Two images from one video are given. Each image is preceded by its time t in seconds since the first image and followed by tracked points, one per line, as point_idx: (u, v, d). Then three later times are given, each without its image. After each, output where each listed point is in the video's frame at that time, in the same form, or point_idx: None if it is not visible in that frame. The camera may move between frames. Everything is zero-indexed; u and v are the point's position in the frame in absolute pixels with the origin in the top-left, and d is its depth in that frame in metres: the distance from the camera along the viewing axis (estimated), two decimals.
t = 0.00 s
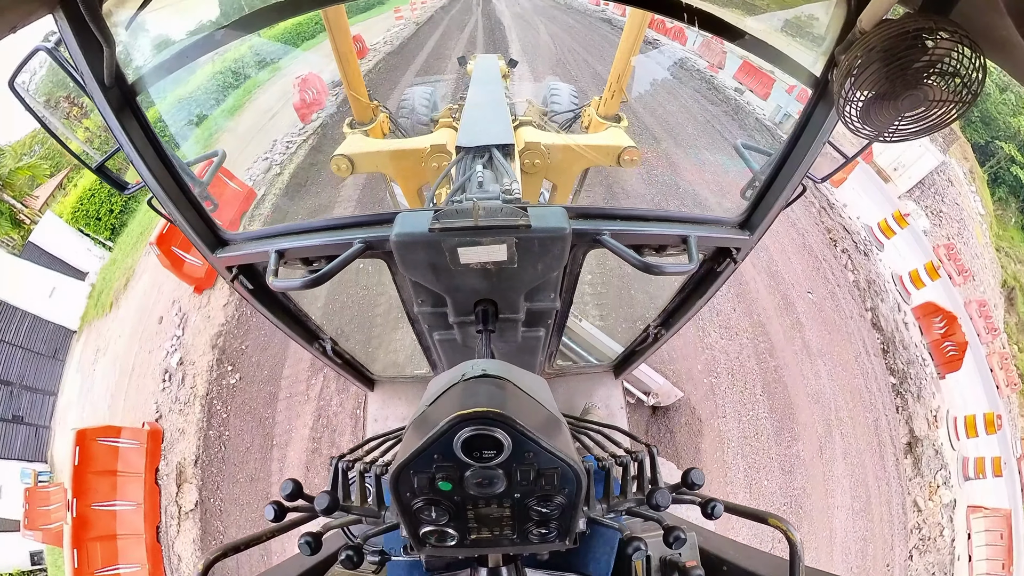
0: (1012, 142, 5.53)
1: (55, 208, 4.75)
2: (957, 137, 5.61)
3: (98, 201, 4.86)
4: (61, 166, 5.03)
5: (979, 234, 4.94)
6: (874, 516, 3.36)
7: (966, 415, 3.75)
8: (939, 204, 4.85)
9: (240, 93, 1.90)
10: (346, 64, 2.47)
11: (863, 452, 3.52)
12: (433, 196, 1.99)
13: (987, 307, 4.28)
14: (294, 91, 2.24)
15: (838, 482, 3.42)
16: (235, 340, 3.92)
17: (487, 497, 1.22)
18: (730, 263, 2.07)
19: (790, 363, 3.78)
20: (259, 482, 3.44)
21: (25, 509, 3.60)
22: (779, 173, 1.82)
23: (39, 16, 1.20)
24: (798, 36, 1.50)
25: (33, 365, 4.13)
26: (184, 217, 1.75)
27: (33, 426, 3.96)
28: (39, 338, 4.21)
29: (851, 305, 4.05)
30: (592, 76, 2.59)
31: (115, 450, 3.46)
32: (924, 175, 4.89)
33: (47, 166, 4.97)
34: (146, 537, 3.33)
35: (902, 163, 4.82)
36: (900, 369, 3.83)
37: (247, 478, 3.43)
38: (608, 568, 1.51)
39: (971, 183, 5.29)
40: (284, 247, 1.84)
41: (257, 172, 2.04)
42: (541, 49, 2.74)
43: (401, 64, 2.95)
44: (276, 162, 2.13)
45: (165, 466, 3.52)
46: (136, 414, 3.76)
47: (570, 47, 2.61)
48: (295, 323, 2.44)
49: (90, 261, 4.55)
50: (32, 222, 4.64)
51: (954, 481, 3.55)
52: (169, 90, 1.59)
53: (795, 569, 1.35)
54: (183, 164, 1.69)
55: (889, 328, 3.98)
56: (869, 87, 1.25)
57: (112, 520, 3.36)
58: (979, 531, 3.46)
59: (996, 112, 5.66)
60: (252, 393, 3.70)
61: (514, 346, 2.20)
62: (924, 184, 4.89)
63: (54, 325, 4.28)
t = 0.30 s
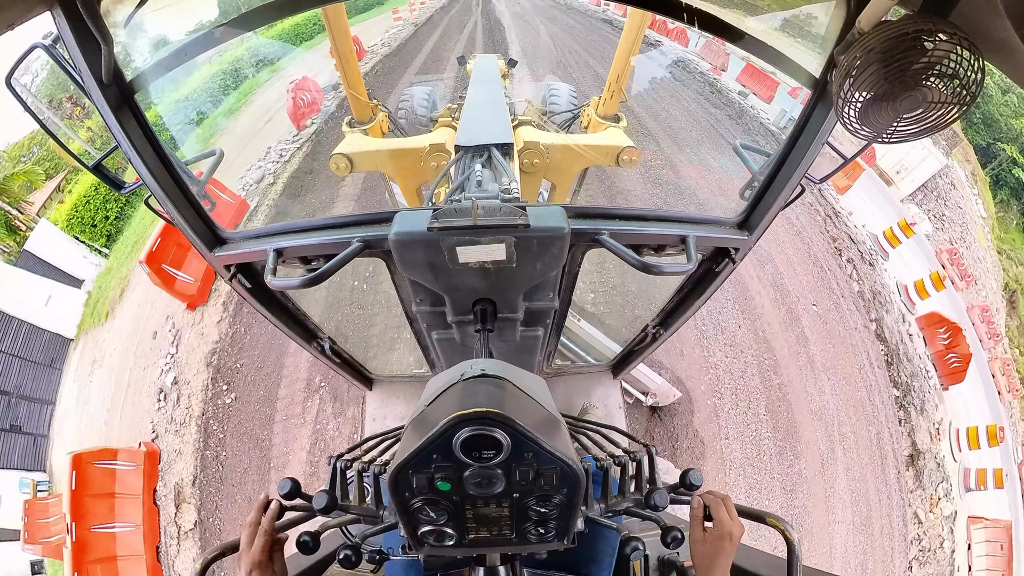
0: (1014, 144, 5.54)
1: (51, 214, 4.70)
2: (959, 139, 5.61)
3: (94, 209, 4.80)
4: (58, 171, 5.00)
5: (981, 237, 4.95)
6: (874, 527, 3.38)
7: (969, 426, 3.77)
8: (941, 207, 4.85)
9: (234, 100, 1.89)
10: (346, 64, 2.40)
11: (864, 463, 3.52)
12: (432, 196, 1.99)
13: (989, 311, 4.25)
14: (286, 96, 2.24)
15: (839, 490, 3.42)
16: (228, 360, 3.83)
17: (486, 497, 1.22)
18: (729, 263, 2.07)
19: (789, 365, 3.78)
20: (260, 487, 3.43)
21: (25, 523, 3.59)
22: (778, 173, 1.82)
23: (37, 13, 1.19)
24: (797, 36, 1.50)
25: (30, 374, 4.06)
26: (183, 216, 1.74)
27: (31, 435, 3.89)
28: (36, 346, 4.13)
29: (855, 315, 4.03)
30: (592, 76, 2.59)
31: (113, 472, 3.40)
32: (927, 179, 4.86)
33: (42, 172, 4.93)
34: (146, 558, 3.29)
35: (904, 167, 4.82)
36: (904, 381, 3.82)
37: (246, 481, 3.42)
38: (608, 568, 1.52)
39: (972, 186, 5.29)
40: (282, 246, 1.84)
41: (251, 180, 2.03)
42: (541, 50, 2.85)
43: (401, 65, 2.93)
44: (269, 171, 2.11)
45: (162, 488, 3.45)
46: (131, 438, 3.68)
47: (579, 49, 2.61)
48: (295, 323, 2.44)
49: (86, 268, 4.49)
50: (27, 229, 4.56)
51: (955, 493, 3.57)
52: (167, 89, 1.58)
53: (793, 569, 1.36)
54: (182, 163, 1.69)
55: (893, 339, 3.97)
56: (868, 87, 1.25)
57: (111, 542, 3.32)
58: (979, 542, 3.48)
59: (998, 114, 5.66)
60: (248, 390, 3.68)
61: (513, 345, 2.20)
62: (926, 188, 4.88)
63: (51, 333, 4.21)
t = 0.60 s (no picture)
0: (1016, 146, 5.54)
1: (44, 224, 4.60)
2: (963, 142, 5.60)
3: (87, 218, 4.72)
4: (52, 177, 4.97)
5: (985, 241, 4.94)
6: (875, 539, 3.36)
7: (973, 441, 3.73)
8: (945, 211, 4.84)
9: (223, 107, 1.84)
10: (346, 64, 2.38)
11: (867, 479, 3.49)
12: (432, 196, 1.98)
13: (993, 318, 4.24)
14: (279, 103, 2.12)
15: (841, 505, 3.40)
16: (220, 386, 3.69)
17: (486, 497, 1.22)
18: (729, 265, 2.07)
19: (789, 368, 3.79)
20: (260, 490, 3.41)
21: (25, 539, 3.46)
22: (778, 173, 1.82)
23: (38, 12, 1.19)
24: (798, 37, 1.50)
25: (27, 386, 3.93)
26: (183, 216, 1.75)
27: (29, 447, 3.77)
28: (32, 357, 4.02)
29: (862, 328, 3.99)
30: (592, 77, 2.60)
31: (110, 502, 3.35)
32: (931, 183, 4.83)
33: (36, 180, 4.88)
34: None
35: (908, 171, 4.83)
36: (909, 399, 3.77)
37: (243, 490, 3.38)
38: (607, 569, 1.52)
39: (976, 189, 5.28)
40: (282, 246, 1.84)
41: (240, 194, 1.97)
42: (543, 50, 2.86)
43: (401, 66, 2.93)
44: (260, 183, 2.05)
45: (160, 515, 3.34)
46: (126, 466, 3.54)
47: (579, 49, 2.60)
48: (295, 323, 2.45)
49: (81, 278, 4.40)
50: (21, 237, 4.48)
51: (957, 508, 3.54)
52: (167, 90, 1.58)
53: (792, 569, 1.37)
54: (183, 163, 1.70)
55: (899, 355, 3.92)
56: (868, 89, 1.25)
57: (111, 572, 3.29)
58: (980, 555, 3.46)
59: (1001, 116, 5.71)
60: (246, 389, 3.68)
61: (513, 345, 2.20)
62: (930, 192, 4.85)
63: (47, 344, 4.10)
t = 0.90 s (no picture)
0: (1018, 149, 5.55)
1: (38, 233, 4.56)
2: (966, 144, 5.58)
3: (83, 225, 4.66)
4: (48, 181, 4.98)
5: (987, 246, 4.93)
6: (875, 549, 3.35)
7: (975, 455, 3.70)
8: (948, 215, 4.84)
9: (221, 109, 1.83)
10: (346, 64, 2.37)
11: (869, 498, 3.45)
12: (432, 195, 1.98)
13: (995, 325, 4.22)
14: (272, 111, 2.01)
15: (843, 515, 3.40)
16: (215, 412, 3.61)
17: (485, 497, 1.22)
18: (728, 265, 2.07)
19: (790, 369, 3.79)
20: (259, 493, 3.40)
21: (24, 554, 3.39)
22: (778, 174, 1.82)
23: (37, 11, 1.19)
24: (798, 36, 1.50)
25: (24, 397, 3.86)
26: (182, 214, 1.76)
27: (26, 458, 3.70)
28: (29, 368, 3.94)
29: (867, 341, 3.96)
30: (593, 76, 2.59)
31: (109, 528, 3.29)
32: (934, 187, 4.85)
33: (31, 187, 4.89)
34: None
35: (912, 174, 4.84)
36: (913, 414, 3.74)
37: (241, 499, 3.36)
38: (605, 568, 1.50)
39: (978, 192, 5.27)
40: (282, 245, 1.84)
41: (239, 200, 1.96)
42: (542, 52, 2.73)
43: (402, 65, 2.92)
44: (252, 196, 1.98)
45: (160, 539, 3.29)
46: (122, 489, 3.48)
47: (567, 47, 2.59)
48: (295, 323, 2.45)
49: (76, 286, 4.34)
50: (17, 245, 4.45)
51: (958, 522, 3.52)
52: (164, 89, 1.57)
53: (791, 569, 1.37)
54: (182, 162, 1.71)
55: (904, 369, 3.88)
56: (868, 90, 1.25)
57: None
58: (980, 567, 3.43)
59: (1003, 118, 5.71)
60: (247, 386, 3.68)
61: (513, 345, 2.20)
62: (934, 196, 4.86)
63: (43, 354, 4.03)
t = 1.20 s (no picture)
0: (1020, 151, 5.54)
1: (32, 242, 4.54)
2: (970, 147, 5.56)
3: (77, 234, 4.63)
4: (45, 186, 5.01)
5: (990, 251, 4.92)
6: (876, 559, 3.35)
7: (978, 468, 3.70)
8: (951, 220, 4.84)
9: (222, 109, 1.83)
10: (346, 62, 2.34)
11: (870, 513, 3.44)
12: (433, 196, 1.98)
13: (998, 333, 4.19)
14: (261, 118, 1.99)
15: (844, 527, 3.39)
16: (211, 437, 3.53)
17: (485, 497, 1.22)
18: (729, 266, 2.07)
19: (794, 392, 3.71)
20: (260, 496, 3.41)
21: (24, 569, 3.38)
22: (778, 175, 1.83)
23: (38, 10, 1.19)
24: (798, 37, 1.49)
25: (21, 409, 3.84)
26: (183, 213, 1.76)
27: (24, 469, 3.67)
28: (25, 381, 3.92)
29: (872, 355, 3.91)
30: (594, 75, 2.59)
31: (109, 555, 3.24)
32: (938, 192, 4.85)
33: (25, 194, 4.91)
34: None
35: (915, 178, 4.83)
36: (917, 429, 3.70)
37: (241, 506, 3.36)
38: (606, 569, 1.50)
39: (981, 195, 5.26)
40: (283, 245, 1.84)
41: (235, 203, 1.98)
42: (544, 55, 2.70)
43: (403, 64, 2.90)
44: (243, 209, 1.99)
45: (161, 564, 3.27)
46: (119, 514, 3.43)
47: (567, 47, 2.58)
48: (295, 323, 2.45)
49: (71, 296, 4.33)
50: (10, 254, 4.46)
51: (959, 535, 3.52)
52: (166, 88, 1.58)
53: (791, 569, 1.37)
54: (183, 161, 1.71)
55: (908, 385, 3.83)
56: (868, 90, 1.25)
57: None
58: None
59: (1006, 121, 5.73)
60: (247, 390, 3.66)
61: (513, 345, 2.20)
62: (937, 201, 4.87)
63: (39, 365, 4.01)
